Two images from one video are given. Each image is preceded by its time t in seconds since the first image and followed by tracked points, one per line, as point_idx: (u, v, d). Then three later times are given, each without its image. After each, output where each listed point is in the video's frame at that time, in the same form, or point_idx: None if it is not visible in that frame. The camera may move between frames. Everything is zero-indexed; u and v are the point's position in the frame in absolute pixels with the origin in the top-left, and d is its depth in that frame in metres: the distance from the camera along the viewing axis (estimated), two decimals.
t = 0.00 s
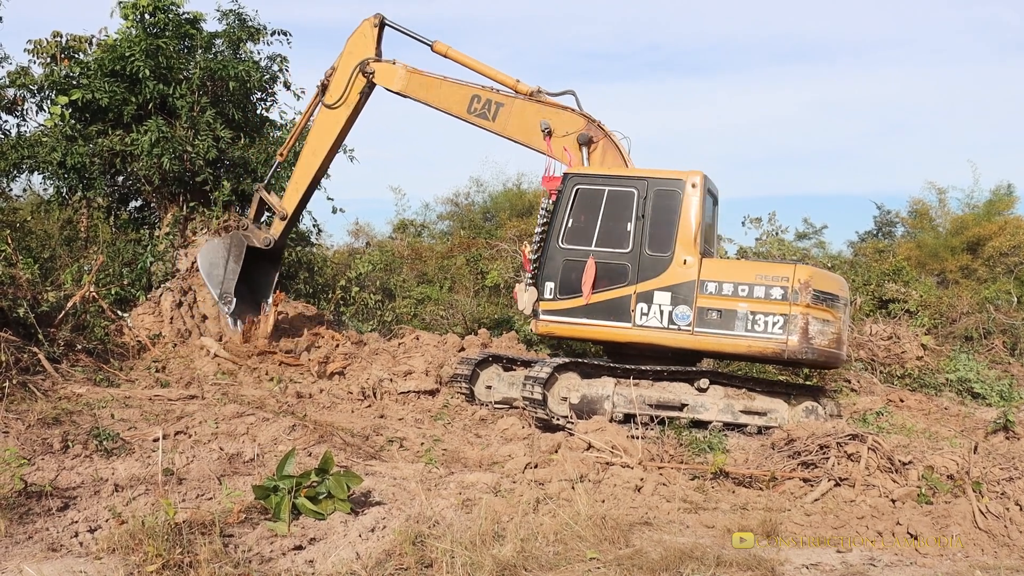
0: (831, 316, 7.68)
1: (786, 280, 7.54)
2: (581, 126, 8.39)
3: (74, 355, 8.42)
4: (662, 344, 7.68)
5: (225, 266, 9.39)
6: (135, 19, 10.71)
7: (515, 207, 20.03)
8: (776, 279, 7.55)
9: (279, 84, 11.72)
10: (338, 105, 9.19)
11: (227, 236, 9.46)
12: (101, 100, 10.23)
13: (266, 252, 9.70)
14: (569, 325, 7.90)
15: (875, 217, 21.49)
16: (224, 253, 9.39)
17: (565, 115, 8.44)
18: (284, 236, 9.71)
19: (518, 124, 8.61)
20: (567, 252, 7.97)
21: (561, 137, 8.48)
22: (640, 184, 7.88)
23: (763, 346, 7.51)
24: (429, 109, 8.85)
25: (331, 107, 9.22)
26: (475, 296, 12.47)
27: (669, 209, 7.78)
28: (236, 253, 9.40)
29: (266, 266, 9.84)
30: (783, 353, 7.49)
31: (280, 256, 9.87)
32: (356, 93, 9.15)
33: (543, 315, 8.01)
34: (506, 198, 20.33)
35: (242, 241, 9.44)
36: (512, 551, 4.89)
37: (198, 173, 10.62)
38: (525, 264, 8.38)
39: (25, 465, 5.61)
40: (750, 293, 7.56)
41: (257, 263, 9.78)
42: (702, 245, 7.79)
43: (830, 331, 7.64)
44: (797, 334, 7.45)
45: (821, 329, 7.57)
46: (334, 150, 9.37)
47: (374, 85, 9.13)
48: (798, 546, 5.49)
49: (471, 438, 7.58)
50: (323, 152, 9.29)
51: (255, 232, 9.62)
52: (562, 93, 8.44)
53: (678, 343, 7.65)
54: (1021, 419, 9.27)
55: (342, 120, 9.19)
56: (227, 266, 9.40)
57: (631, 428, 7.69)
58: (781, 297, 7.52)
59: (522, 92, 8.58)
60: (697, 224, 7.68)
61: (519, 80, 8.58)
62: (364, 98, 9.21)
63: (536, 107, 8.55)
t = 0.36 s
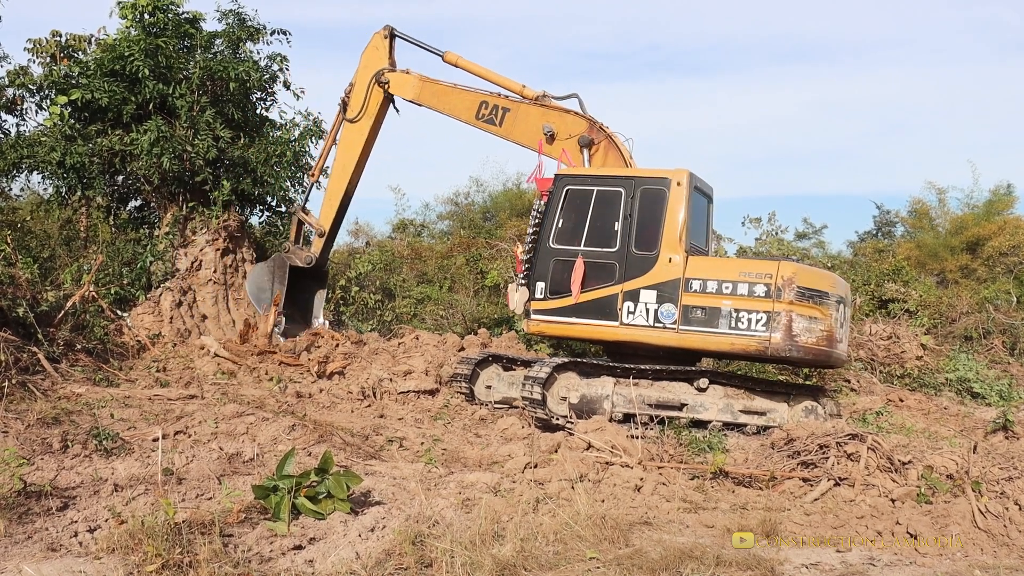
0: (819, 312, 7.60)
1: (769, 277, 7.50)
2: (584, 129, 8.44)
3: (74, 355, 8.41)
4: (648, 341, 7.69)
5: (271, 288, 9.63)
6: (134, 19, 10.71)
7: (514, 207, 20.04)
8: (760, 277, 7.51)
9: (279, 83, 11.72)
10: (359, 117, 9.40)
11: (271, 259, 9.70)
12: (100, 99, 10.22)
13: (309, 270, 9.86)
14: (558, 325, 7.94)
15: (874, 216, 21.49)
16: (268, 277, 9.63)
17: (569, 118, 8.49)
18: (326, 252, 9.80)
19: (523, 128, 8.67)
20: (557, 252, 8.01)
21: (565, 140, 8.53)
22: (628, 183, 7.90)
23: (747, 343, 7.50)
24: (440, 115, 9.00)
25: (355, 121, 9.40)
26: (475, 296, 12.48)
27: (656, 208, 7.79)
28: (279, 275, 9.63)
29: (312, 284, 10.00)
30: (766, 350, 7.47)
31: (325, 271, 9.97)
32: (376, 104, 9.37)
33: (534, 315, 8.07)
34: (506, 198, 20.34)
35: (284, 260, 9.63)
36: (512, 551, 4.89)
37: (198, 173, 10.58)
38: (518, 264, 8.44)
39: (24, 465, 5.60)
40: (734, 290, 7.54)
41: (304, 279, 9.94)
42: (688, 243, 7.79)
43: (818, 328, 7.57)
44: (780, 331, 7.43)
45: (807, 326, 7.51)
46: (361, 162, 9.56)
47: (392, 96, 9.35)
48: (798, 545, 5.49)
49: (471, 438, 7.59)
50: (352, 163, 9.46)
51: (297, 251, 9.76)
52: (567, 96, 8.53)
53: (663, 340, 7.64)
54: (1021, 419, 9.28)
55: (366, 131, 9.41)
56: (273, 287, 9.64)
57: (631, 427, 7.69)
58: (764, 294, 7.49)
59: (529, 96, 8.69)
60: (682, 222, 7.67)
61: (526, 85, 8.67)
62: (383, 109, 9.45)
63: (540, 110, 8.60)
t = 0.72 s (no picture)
0: (816, 312, 7.60)
1: (766, 276, 7.49)
2: (585, 129, 8.43)
3: (73, 354, 8.40)
4: (646, 341, 7.70)
5: (289, 299, 9.48)
6: (134, 18, 10.71)
7: (514, 206, 20.06)
8: (757, 276, 7.51)
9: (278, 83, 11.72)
10: (364, 119, 9.40)
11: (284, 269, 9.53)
12: (99, 98, 10.21)
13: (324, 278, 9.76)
14: (556, 324, 7.95)
15: (873, 216, 21.50)
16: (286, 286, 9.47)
17: (569, 118, 8.49)
18: (339, 256, 9.70)
19: (524, 128, 8.67)
20: (555, 252, 8.01)
21: (565, 140, 8.53)
22: (626, 183, 7.90)
23: (744, 343, 7.50)
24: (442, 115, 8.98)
25: (360, 123, 9.39)
26: (474, 296, 12.48)
27: (655, 207, 7.79)
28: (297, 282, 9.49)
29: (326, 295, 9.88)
30: (763, 350, 7.47)
31: (338, 276, 9.86)
32: (380, 104, 9.38)
33: (532, 315, 8.08)
34: (505, 198, 20.35)
35: (299, 269, 9.48)
36: (511, 550, 4.89)
37: (197, 172, 10.57)
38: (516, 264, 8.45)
39: (23, 464, 5.60)
40: (731, 290, 7.54)
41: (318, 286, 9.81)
42: (685, 242, 7.79)
43: (815, 328, 7.56)
44: (777, 331, 7.43)
45: (805, 326, 7.51)
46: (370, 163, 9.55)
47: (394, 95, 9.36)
48: (798, 545, 5.49)
49: (470, 437, 7.59)
50: (360, 165, 9.44)
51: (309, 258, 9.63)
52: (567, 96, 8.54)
53: (660, 340, 7.65)
54: (1020, 419, 9.28)
55: (372, 132, 9.40)
56: (290, 297, 9.50)
57: (630, 427, 7.69)
58: (761, 294, 7.48)
59: (530, 96, 8.69)
60: (680, 222, 7.67)
61: (526, 86, 8.67)
62: (387, 110, 9.45)
63: (541, 110, 8.60)
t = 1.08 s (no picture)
0: (825, 315, 7.63)
1: (777, 279, 7.52)
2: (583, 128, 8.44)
3: (73, 355, 8.41)
4: (654, 343, 7.70)
5: (289, 304, 9.61)
6: (137, 18, 10.73)
7: (514, 207, 20.06)
8: (768, 279, 7.53)
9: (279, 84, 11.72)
10: (354, 116, 9.40)
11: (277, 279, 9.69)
12: (100, 99, 10.22)
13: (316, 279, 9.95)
14: (563, 325, 7.93)
15: (874, 218, 21.50)
16: (283, 290, 9.60)
17: (567, 117, 8.50)
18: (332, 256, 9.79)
19: (521, 126, 8.69)
20: (562, 253, 8.00)
21: (563, 139, 8.54)
22: (634, 184, 7.90)
23: (755, 345, 7.51)
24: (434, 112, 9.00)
25: (350, 119, 9.40)
26: (474, 296, 12.48)
27: (662, 208, 7.79)
28: (293, 285, 9.65)
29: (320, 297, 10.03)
30: (775, 352, 7.48)
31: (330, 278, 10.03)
32: (370, 100, 9.41)
33: (538, 316, 8.05)
34: (506, 198, 20.35)
35: (293, 273, 9.65)
36: (511, 552, 4.89)
37: (198, 173, 10.56)
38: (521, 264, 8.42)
39: (24, 465, 5.60)
40: (742, 292, 7.55)
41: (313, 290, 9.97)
42: (695, 245, 7.79)
43: (825, 330, 7.59)
44: (789, 333, 7.44)
45: (815, 329, 7.53)
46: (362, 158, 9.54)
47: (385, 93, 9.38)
48: (798, 546, 5.50)
49: (471, 438, 7.59)
50: (352, 162, 9.46)
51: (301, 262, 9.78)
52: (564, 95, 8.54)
53: (669, 342, 7.66)
54: (1021, 420, 9.27)
55: (364, 128, 9.41)
56: (290, 302, 9.62)
57: (631, 428, 7.71)
58: (772, 297, 7.50)
59: (526, 95, 8.69)
60: (689, 224, 7.67)
61: (523, 84, 8.68)
62: (377, 106, 9.47)
63: (538, 109, 8.61)
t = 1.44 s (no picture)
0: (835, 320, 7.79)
1: (792, 284, 7.60)
2: (578, 126, 8.45)
3: (73, 356, 8.40)
4: (667, 346, 7.72)
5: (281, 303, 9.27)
6: (137, 18, 10.73)
7: (514, 208, 20.06)
8: (783, 284, 7.62)
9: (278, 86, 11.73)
10: (337, 106, 9.23)
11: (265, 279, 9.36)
12: (99, 101, 10.22)
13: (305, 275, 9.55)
14: (574, 328, 7.89)
15: (873, 219, 21.50)
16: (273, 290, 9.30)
17: (562, 115, 8.51)
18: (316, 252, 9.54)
19: (514, 123, 8.68)
20: (572, 255, 7.96)
21: (558, 137, 8.55)
22: (646, 186, 7.87)
23: (771, 349, 7.58)
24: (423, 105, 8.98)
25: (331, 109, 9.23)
26: (474, 298, 12.48)
27: (675, 211, 7.79)
28: (283, 284, 9.29)
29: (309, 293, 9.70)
30: (790, 356, 7.57)
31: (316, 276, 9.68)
32: (353, 89, 9.25)
33: (548, 318, 7.98)
34: (505, 200, 20.36)
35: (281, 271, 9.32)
36: (511, 553, 4.89)
37: (197, 174, 10.58)
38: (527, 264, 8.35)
39: (23, 467, 5.60)
40: (758, 297, 7.63)
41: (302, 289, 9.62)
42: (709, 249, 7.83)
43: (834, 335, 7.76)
44: (805, 337, 7.54)
45: (827, 333, 7.68)
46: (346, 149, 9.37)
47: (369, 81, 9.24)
48: (797, 547, 5.50)
49: (470, 440, 7.59)
50: (336, 153, 9.30)
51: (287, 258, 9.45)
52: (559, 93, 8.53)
53: (683, 345, 7.68)
54: (1020, 421, 9.28)
55: (347, 118, 9.24)
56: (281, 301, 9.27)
57: (631, 429, 7.71)
58: (788, 301, 7.60)
59: (519, 91, 8.67)
60: (703, 228, 7.69)
61: (516, 80, 8.67)
62: (360, 96, 9.31)
63: (532, 106, 8.62)
